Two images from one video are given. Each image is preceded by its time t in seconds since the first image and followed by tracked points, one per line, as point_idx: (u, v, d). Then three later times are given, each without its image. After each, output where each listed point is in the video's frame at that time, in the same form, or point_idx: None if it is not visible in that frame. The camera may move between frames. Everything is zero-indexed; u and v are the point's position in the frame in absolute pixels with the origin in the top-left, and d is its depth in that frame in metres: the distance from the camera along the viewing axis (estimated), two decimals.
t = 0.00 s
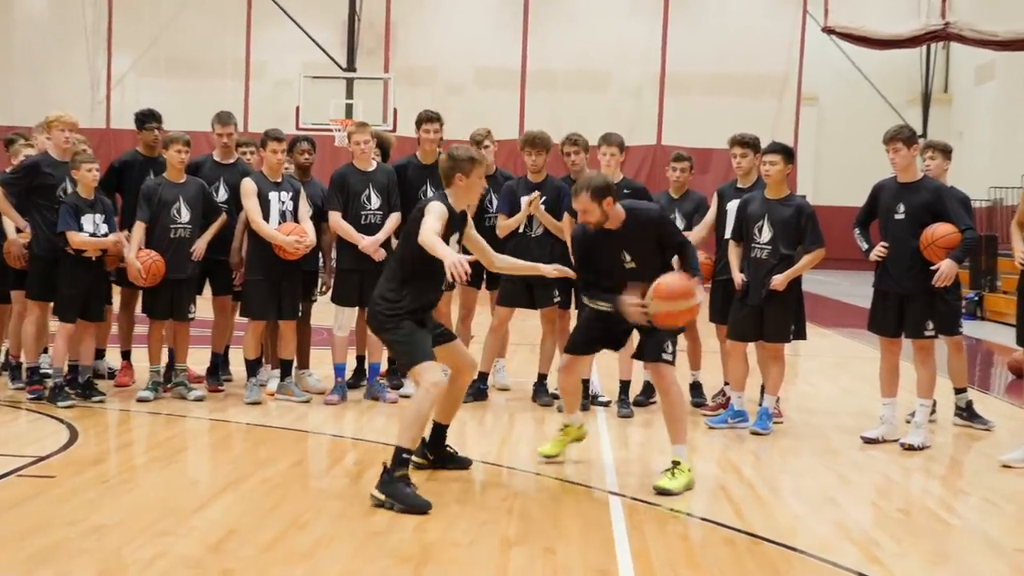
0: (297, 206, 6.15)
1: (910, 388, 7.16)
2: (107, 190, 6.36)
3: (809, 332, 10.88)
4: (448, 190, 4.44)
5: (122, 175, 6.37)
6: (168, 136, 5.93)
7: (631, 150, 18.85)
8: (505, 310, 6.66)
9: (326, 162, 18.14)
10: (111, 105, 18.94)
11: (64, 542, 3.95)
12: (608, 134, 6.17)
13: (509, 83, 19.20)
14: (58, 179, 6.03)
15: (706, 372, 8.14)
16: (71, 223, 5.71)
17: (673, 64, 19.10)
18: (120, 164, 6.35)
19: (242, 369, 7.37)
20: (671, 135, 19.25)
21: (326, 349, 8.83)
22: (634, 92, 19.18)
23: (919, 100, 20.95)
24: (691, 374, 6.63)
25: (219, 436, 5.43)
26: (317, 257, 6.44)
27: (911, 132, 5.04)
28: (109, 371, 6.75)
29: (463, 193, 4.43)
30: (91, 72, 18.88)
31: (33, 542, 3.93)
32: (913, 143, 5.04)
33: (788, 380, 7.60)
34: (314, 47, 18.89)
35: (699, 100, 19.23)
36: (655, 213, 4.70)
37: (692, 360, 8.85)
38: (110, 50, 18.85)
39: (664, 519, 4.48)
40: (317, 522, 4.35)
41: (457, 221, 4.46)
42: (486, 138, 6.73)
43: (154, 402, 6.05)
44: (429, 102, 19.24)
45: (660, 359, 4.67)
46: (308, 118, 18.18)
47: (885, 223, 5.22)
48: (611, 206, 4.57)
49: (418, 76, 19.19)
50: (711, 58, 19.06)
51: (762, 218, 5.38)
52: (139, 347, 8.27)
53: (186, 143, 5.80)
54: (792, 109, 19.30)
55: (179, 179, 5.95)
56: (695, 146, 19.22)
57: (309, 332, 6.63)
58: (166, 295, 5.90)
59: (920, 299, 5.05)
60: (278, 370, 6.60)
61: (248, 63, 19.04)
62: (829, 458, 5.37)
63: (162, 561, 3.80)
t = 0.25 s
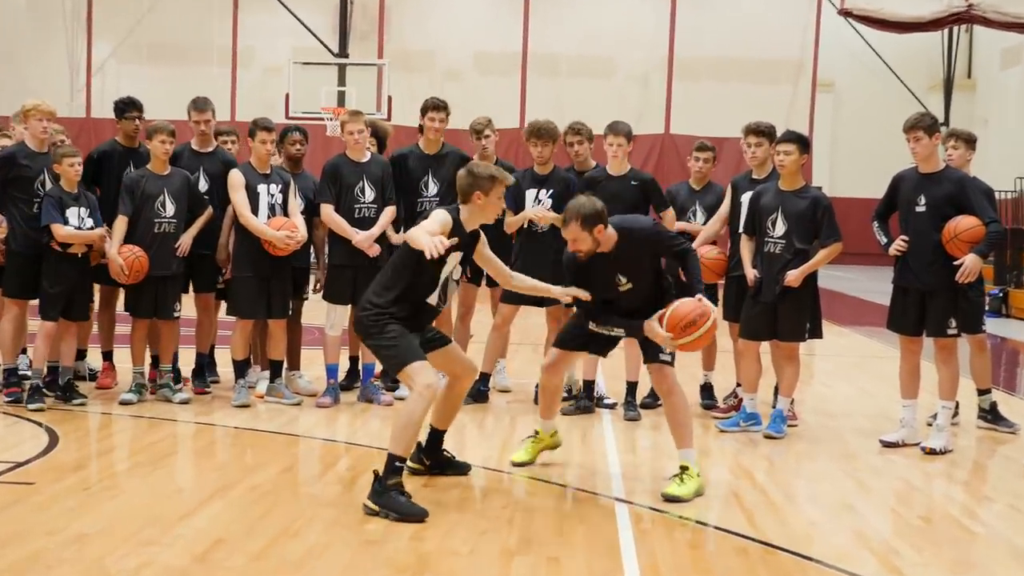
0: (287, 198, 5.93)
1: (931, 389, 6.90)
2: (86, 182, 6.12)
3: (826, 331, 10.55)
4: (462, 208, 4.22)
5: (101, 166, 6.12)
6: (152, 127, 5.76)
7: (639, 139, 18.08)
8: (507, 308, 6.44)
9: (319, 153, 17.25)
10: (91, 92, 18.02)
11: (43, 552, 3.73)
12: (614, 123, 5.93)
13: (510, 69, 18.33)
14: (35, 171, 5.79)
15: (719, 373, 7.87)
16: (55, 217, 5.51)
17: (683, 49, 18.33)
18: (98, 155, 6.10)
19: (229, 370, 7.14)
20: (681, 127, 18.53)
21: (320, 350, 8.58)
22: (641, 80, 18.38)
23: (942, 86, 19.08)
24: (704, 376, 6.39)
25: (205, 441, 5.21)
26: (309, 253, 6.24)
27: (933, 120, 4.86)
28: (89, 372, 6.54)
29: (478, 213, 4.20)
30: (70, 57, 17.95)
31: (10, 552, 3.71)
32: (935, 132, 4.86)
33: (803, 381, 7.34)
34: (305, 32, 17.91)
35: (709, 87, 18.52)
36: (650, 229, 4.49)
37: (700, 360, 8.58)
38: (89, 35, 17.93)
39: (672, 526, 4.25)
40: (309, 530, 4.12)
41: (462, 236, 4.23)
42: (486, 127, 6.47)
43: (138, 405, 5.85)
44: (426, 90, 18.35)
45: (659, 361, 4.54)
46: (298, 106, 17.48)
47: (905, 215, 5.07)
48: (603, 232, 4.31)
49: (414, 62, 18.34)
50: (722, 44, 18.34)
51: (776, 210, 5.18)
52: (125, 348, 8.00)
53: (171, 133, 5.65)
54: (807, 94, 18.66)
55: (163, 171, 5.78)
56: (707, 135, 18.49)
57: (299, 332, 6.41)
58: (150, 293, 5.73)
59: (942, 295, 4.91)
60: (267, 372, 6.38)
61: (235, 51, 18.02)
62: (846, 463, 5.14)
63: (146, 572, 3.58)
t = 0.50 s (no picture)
0: (282, 190, 5.77)
1: (948, 387, 6.74)
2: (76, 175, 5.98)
3: (841, 327, 10.37)
4: (474, 197, 4.08)
5: (90, 159, 5.97)
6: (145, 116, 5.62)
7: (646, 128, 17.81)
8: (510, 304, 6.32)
9: (315, 143, 17.06)
10: (79, 81, 17.75)
11: (32, 555, 3.59)
12: (620, 113, 5.78)
13: (513, 56, 18.08)
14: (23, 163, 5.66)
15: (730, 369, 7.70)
16: (45, 209, 5.39)
17: (691, 36, 18.08)
18: (88, 146, 5.95)
19: (225, 368, 7.00)
20: (689, 116, 18.29)
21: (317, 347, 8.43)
22: (649, 67, 18.12)
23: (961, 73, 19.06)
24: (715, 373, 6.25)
25: (198, 441, 5.08)
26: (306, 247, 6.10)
27: (952, 108, 4.75)
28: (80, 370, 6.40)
29: (490, 205, 4.08)
30: (59, 44, 17.72)
31: None
32: (955, 120, 4.75)
33: (816, 379, 7.17)
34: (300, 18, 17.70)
35: (719, 76, 18.27)
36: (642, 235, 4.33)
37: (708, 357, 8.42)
38: (78, 22, 17.68)
39: (682, 529, 4.10)
40: (306, 532, 3.98)
41: (468, 231, 4.08)
42: (491, 116, 6.29)
43: (130, 403, 5.72)
44: (425, 79, 18.19)
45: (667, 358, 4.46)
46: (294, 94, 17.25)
47: (923, 207, 4.92)
48: (596, 241, 4.18)
49: (414, 49, 18.17)
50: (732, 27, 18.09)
51: (789, 202, 5.03)
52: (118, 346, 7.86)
53: (163, 123, 5.51)
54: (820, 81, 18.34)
55: (155, 162, 5.63)
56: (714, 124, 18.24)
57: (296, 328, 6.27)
58: (142, 289, 5.60)
59: (961, 290, 4.78)
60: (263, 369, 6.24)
61: (228, 37, 17.81)
62: (862, 464, 4.98)
63: None
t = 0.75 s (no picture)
0: (289, 178, 5.77)
1: (957, 373, 6.72)
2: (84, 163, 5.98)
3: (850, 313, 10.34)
4: (476, 193, 4.05)
5: (98, 147, 5.98)
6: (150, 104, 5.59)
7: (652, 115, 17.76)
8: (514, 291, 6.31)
9: (321, 130, 17.06)
10: (85, 70, 17.78)
11: (42, 543, 3.60)
12: (625, 99, 5.77)
13: (518, 42, 18.05)
14: (29, 152, 5.67)
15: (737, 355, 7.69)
16: (49, 199, 5.41)
17: (697, 21, 18.04)
18: (95, 135, 5.95)
19: (232, 355, 7.01)
20: (696, 102, 18.25)
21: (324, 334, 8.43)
22: (655, 54, 18.08)
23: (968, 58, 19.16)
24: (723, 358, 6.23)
25: (206, 429, 5.09)
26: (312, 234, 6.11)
27: (960, 92, 4.74)
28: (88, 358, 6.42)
29: (494, 198, 4.04)
30: (63, 34, 17.70)
31: (8, 543, 3.59)
32: (963, 104, 4.73)
33: (824, 364, 7.16)
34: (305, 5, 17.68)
35: (725, 61, 18.21)
36: (623, 255, 4.29)
37: (716, 342, 8.41)
38: (82, 12, 17.66)
39: (689, 515, 4.10)
40: (314, 519, 3.99)
41: (474, 225, 4.09)
42: (498, 104, 6.27)
43: (137, 391, 5.74)
44: (431, 66, 18.18)
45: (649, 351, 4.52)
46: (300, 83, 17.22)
47: (931, 191, 4.92)
48: (574, 242, 4.20)
49: (419, 35, 18.16)
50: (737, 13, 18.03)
51: (796, 186, 5.04)
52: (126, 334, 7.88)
53: (169, 111, 5.48)
54: (827, 66, 18.31)
55: (162, 150, 5.64)
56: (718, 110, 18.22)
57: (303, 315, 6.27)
58: (149, 277, 5.62)
59: (968, 275, 4.78)
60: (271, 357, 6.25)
61: (233, 25, 17.78)
62: (870, 449, 4.97)
63: (148, 564, 3.45)
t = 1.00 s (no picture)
0: (297, 169, 5.77)
1: (966, 361, 6.71)
2: (91, 155, 5.98)
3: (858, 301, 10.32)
4: (474, 174, 4.05)
5: (106, 140, 5.99)
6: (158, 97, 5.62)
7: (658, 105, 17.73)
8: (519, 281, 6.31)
9: (328, 121, 17.08)
10: (92, 62, 17.80)
11: (52, 534, 3.62)
12: (631, 87, 5.75)
13: (524, 32, 18.01)
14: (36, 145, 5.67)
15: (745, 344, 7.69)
16: (56, 191, 5.44)
17: (704, 11, 17.99)
18: (103, 127, 5.96)
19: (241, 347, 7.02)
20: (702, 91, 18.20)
21: (332, 324, 8.44)
22: (662, 43, 18.03)
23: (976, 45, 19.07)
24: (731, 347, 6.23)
25: (215, 421, 5.09)
26: (320, 226, 6.12)
27: (967, 78, 4.71)
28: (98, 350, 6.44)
29: (490, 180, 4.03)
30: (69, 25, 17.71)
31: (19, 535, 3.60)
32: (969, 91, 4.72)
33: (833, 353, 7.15)
34: None
35: (731, 50, 18.14)
36: (649, 203, 4.29)
37: (724, 331, 8.40)
38: (88, 4, 17.67)
39: (699, 504, 4.09)
40: (323, 510, 4.00)
41: (472, 209, 4.10)
42: (505, 92, 6.27)
43: (146, 383, 5.76)
44: (437, 57, 18.19)
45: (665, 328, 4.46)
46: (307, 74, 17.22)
47: (939, 178, 4.91)
48: (599, 202, 4.19)
49: (426, 26, 18.16)
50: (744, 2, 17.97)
51: (804, 174, 5.03)
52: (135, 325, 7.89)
53: (177, 103, 5.50)
54: (834, 54, 18.23)
55: (170, 142, 5.66)
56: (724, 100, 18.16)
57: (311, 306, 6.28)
58: (158, 268, 5.62)
59: (978, 262, 4.77)
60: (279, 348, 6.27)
61: (240, 16, 17.79)
62: (879, 438, 4.97)
63: (158, 555, 3.46)
